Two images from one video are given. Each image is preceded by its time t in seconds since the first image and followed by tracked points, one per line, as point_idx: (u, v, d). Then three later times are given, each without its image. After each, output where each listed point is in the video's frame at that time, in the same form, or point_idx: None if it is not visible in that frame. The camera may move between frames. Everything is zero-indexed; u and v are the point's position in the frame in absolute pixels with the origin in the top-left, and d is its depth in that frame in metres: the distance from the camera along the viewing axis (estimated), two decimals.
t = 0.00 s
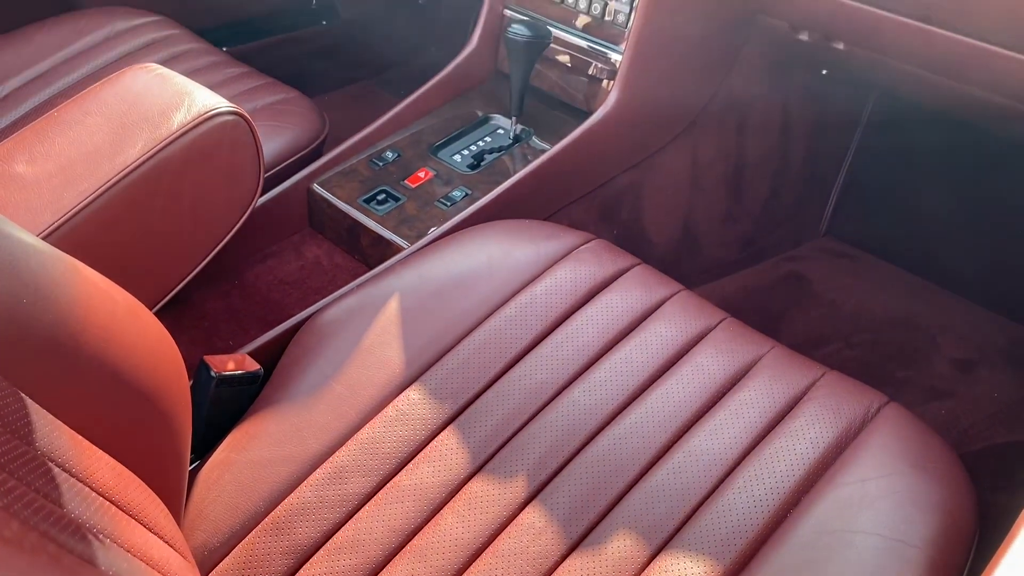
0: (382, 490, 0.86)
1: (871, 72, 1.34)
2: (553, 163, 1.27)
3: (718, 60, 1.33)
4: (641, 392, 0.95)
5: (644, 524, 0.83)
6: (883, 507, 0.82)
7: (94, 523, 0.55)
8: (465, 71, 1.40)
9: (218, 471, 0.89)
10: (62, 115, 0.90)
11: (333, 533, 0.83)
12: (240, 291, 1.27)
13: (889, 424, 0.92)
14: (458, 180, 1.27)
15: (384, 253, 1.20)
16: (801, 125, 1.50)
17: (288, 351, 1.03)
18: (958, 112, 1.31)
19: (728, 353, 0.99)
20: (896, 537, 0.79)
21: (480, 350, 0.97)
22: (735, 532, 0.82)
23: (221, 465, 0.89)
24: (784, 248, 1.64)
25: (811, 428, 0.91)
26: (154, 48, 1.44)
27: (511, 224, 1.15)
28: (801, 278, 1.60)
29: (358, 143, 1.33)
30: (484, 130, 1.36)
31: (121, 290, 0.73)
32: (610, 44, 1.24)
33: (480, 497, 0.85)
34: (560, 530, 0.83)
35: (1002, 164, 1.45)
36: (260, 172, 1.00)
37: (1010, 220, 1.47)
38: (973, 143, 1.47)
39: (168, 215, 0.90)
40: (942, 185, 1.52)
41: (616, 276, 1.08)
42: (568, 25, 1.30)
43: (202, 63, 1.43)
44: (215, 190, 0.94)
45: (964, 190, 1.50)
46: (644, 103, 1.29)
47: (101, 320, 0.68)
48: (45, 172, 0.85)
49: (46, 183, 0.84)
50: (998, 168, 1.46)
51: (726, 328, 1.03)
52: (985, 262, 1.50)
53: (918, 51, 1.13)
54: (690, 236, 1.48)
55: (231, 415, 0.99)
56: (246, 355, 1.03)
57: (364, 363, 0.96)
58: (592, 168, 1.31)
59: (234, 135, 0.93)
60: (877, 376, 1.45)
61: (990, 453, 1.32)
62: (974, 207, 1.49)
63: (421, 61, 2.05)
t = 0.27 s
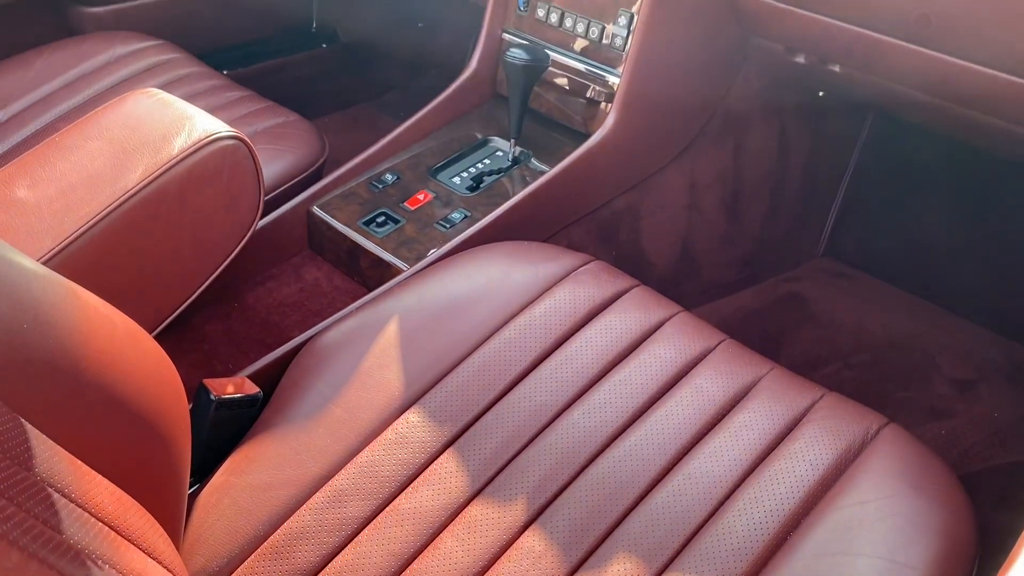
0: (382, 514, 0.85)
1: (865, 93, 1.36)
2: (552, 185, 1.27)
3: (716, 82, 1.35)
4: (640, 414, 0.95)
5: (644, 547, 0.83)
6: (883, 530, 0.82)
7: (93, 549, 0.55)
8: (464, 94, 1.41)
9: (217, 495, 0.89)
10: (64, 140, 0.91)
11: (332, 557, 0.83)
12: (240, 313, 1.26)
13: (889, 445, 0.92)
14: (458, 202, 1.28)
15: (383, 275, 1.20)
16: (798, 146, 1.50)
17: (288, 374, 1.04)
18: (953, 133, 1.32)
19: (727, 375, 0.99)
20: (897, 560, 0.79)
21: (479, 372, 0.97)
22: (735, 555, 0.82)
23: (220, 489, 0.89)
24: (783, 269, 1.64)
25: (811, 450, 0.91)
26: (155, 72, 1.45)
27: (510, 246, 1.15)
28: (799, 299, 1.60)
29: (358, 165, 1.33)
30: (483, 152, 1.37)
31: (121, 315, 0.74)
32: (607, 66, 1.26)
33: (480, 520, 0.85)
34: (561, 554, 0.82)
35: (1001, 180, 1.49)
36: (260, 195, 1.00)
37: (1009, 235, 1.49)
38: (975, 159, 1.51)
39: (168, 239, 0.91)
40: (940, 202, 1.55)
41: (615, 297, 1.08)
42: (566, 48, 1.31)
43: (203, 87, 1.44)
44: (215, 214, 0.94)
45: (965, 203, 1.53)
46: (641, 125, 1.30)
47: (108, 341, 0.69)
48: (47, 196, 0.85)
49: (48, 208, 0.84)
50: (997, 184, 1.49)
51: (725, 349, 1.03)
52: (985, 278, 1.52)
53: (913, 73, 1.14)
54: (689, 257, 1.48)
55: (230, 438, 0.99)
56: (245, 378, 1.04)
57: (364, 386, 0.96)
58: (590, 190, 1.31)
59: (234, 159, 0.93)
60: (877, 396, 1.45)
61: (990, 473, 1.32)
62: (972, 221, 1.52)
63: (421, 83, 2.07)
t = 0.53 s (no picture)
0: (381, 535, 0.85)
1: (862, 112, 1.36)
2: (550, 204, 1.28)
3: (713, 101, 1.35)
4: (639, 433, 0.95)
5: (644, 568, 0.82)
6: (884, 549, 0.81)
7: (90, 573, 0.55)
8: (463, 113, 1.41)
9: (216, 515, 0.89)
10: (64, 161, 0.91)
11: None
12: (239, 332, 1.26)
13: (889, 464, 0.92)
14: (457, 220, 1.28)
15: (382, 294, 1.20)
16: (796, 164, 1.51)
17: (287, 394, 1.04)
18: (949, 150, 1.33)
19: (727, 394, 0.99)
20: None
21: (478, 392, 0.97)
22: None
23: (219, 509, 0.89)
24: (782, 286, 1.64)
25: (811, 469, 0.90)
26: (155, 92, 1.46)
27: (509, 265, 1.15)
28: (799, 316, 1.60)
29: (357, 185, 1.34)
30: (482, 171, 1.38)
31: (119, 337, 0.74)
32: (606, 86, 1.27)
33: (479, 541, 0.84)
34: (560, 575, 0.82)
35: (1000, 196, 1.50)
36: (260, 215, 1.00)
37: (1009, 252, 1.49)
38: (974, 175, 1.52)
39: (167, 260, 0.91)
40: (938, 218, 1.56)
41: (614, 316, 1.08)
42: (564, 68, 1.33)
43: (203, 107, 1.45)
44: (214, 234, 0.95)
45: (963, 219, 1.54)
46: (640, 144, 1.31)
47: (109, 362, 0.70)
48: (47, 219, 0.85)
49: (48, 230, 0.84)
50: (995, 200, 1.50)
51: (724, 368, 1.03)
52: (985, 295, 1.52)
53: (910, 91, 1.15)
54: (687, 274, 1.49)
55: (229, 459, 0.99)
56: (244, 398, 1.04)
57: (363, 406, 0.96)
58: (589, 209, 1.32)
59: (233, 180, 0.94)
60: (876, 413, 1.44)
61: (991, 491, 1.32)
62: (970, 237, 1.52)
63: (420, 102, 2.08)
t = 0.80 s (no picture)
0: (379, 562, 0.84)
1: (859, 134, 1.37)
2: (548, 226, 1.28)
3: (710, 124, 1.36)
4: (638, 458, 0.94)
5: None
6: None
7: None
8: (461, 137, 1.42)
9: (212, 543, 0.88)
10: (62, 188, 0.91)
11: None
12: (237, 356, 1.25)
13: (889, 488, 0.91)
14: (455, 244, 1.28)
15: (381, 317, 1.20)
16: (794, 185, 1.51)
17: (285, 420, 1.03)
18: (946, 172, 1.33)
19: (726, 418, 0.99)
20: None
21: (476, 417, 0.97)
22: None
23: (216, 537, 0.88)
24: (781, 307, 1.64)
25: (810, 495, 0.90)
26: (154, 117, 1.46)
27: (507, 288, 1.15)
28: (798, 337, 1.60)
29: (356, 208, 1.34)
30: (480, 195, 1.38)
31: (115, 364, 0.74)
32: (603, 109, 1.28)
33: (477, 569, 0.84)
34: None
35: (997, 215, 1.50)
36: (258, 240, 1.01)
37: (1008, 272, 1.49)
38: (971, 197, 1.52)
39: (165, 286, 0.91)
40: (936, 239, 1.56)
41: (612, 340, 1.08)
42: (563, 91, 1.33)
43: (202, 131, 1.45)
44: (212, 260, 0.95)
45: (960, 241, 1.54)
46: (637, 166, 1.31)
47: (105, 391, 0.70)
48: (45, 246, 0.85)
49: (46, 258, 0.84)
50: (993, 221, 1.50)
51: (723, 392, 1.03)
52: (984, 315, 1.52)
53: (906, 113, 1.16)
54: (686, 296, 1.48)
55: (226, 486, 0.98)
56: (242, 425, 1.03)
57: (360, 432, 0.96)
58: (587, 231, 1.32)
59: (231, 206, 0.94)
60: (877, 435, 1.44)
61: (993, 513, 1.31)
62: (969, 258, 1.53)
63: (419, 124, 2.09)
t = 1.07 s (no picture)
0: None
1: (856, 153, 1.37)
2: (548, 246, 1.28)
3: (708, 143, 1.36)
4: (638, 479, 0.94)
5: None
6: None
7: None
8: (460, 157, 1.42)
9: (211, 567, 0.87)
10: (62, 213, 0.91)
11: None
12: (236, 379, 1.25)
13: (890, 510, 0.91)
14: (454, 264, 1.28)
15: (380, 338, 1.20)
16: (793, 204, 1.52)
17: (284, 442, 1.03)
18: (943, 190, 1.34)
19: (726, 439, 0.99)
20: None
21: (475, 439, 0.97)
22: None
23: (214, 561, 0.88)
24: (781, 325, 1.64)
25: (811, 517, 0.90)
26: (154, 138, 1.47)
27: (506, 309, 1.15)
28: (798, 355, 1.60)
29: (355, 229, 1.34)
30: (479, 215, 1.38)
31: (113, 391, 0.73)
32: (601, 129, 1.29)
33: None
34: None
35: (999, 233, 1.50)
36: (257, 263, 1.01)
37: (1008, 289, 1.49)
38: (972, 215, 1.52)
39: (163, 311, 0.91)
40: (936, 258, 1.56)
41: (612, 360, 1.08)
42: (561, 112, 1.34)
43: (202, 152, 1.46)
44: (211, 284, 0.95)
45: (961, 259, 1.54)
46: (635, 186, 1.32)
47: (101, 416, 0.69)
48: (45, 271, 0.85)
49: (45, 282, 0.84)
50: (993, 238, 1.50)
51: (723, 413, 1.02)
52: (985, 332, 1.52)
53: (902, 132, 1.16)
54: (686, 315, 1.48)
55: (225, 509, 0.98)
56: (241, 447, 1.03)
57: (359, 454, 0.96)
58: (587, 250, 1.32)
59: (230, 230, 0.94)
60: (878, 454, 1.43)
61: (996, 532, 1.30)
62: (969, 276, 1.53)
63: (419, 144, 2.10)
